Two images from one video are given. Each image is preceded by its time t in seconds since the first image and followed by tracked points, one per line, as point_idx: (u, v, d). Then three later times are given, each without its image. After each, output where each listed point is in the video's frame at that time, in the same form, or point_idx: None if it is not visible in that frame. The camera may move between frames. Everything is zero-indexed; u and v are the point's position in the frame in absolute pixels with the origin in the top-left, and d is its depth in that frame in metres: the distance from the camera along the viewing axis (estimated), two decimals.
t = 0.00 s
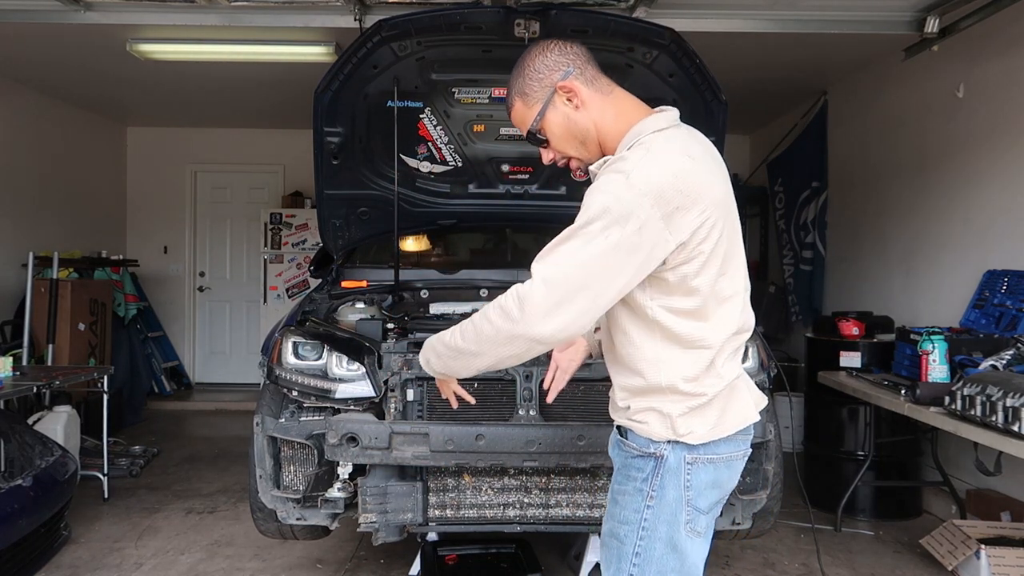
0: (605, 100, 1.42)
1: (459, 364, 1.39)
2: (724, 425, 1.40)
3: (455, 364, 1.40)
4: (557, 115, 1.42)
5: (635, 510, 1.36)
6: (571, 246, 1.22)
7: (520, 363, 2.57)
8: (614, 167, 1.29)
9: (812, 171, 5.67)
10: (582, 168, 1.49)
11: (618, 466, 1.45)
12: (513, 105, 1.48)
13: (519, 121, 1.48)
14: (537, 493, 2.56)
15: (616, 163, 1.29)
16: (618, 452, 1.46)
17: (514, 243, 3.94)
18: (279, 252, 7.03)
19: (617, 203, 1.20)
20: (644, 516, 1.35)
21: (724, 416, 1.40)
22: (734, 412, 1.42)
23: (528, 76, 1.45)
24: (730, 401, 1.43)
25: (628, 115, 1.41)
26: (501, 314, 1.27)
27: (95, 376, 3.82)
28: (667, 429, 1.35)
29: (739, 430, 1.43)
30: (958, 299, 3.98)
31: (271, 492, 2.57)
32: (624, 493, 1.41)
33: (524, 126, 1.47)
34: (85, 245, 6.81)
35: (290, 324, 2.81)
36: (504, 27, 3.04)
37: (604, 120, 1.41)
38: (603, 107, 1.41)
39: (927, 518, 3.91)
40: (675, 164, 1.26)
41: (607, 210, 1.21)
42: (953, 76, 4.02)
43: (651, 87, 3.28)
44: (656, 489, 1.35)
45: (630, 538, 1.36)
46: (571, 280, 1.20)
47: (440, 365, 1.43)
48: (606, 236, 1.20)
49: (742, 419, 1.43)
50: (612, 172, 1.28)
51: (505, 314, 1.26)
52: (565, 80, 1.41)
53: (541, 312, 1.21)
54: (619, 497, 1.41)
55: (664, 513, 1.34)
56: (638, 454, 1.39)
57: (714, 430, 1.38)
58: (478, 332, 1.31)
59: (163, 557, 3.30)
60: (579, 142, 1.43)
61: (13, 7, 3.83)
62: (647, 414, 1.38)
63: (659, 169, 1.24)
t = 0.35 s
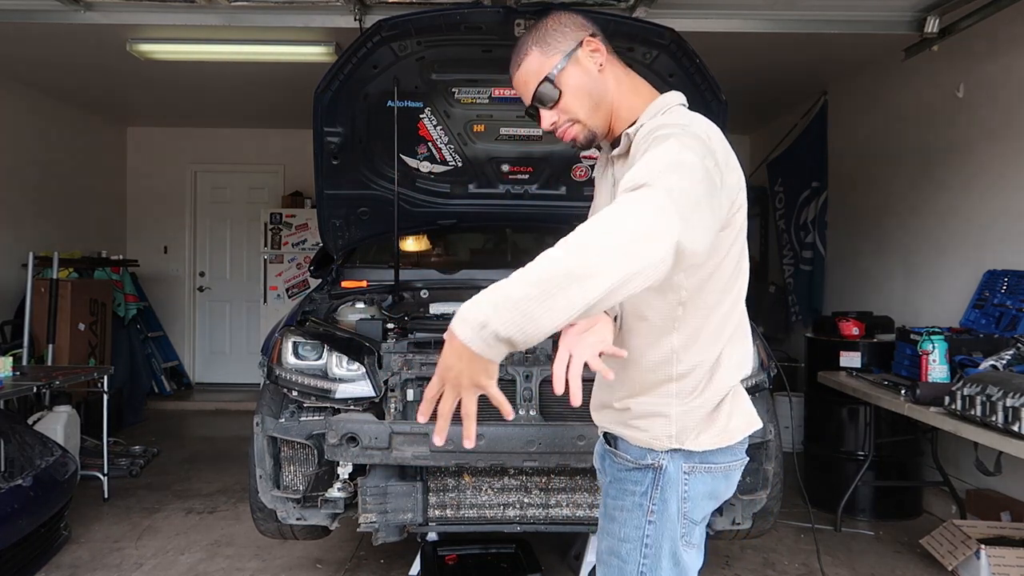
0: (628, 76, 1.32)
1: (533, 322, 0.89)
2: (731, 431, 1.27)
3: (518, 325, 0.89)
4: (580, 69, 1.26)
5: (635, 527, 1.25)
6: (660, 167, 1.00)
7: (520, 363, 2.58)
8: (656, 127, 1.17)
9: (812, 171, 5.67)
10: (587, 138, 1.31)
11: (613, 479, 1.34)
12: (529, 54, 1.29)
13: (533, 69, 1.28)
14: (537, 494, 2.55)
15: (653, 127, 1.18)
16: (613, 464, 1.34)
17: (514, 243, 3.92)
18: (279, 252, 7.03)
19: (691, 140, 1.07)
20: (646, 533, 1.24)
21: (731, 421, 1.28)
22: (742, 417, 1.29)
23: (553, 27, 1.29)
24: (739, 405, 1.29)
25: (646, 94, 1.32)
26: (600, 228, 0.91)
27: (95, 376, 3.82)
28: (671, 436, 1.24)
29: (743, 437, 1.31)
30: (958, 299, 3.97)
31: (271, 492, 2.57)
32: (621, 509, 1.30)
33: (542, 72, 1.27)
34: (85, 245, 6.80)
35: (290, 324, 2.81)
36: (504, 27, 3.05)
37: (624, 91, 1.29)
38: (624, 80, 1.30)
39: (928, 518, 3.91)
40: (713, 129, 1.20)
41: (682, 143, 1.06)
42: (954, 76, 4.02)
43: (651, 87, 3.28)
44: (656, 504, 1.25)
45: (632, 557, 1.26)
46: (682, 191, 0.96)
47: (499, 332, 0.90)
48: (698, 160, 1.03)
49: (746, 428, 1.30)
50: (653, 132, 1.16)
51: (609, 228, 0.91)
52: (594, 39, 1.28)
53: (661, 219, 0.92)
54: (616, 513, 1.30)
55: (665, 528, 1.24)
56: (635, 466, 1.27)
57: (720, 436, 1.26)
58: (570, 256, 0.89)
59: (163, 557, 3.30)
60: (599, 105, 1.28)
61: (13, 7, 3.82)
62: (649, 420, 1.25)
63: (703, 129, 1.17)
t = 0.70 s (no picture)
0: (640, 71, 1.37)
1: (650, 242, 0.83)
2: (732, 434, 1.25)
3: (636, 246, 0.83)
4: (620, 44, 1.27)
5: (644, 538, 1.20)
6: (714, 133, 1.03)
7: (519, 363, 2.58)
8: (674, 113, 1.19)
9: (812, 171, 5.67)
10: (606, 108, 1.29)
11: (612, 489, 1.26)
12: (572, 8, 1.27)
13: (580, 20, 1.25)
14: (537, 493, 2.56)
15: (670, 115, 1.20)
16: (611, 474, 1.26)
17: (513, 243, 3.92)
18: (279, 252, 7.03)
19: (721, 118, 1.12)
20: (654, 543, 1.20)
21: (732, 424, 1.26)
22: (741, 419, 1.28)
23: None
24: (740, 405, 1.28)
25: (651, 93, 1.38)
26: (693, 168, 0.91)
27: (95, 376, 3.82)
28: (683, 439, 1.19)
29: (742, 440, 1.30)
30: (959, 299, 3.97)
31: (271, 492, 2.57)
32: (625, 520, 1.23)
33: (590, 26, 1.25)
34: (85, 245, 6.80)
35: (290, 324, 2.81)
36: (504, 27, 3.05)
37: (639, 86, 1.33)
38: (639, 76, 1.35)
39: (928, 518, 3.91)
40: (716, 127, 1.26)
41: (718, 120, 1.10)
42: (953, 76, 4.02)
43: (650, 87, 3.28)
44: (665, 513, 1.20)
45: (641, 568, 1.20)
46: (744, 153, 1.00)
47: (617, 249, 0.81)
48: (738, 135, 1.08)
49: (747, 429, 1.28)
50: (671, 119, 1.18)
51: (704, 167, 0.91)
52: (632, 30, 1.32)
53: (742, 166, 0.94)
54: (618, 524, 1.23)
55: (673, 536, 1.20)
56: (641, 475, 1.20)
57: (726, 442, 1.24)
58: (676, 186, 0.87)
59: (162, 557, 3.30)
60: (625, 82, 1.29)
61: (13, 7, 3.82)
62: (660, 421, 1.19)
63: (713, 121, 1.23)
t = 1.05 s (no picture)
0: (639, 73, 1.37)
1: (634, 252, 0.83)
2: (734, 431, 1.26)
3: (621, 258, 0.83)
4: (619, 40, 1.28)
5: (645, 537, 1.20)
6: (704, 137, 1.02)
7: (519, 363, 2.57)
8: (666, 113, 1.19)
9: (812, 171, 5.67)
10: (600, 103, 1.29)
11: (613, 487, 1.27)
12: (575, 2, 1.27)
13: (581, 14, 1.25)
14: (537, 493, 2.56)
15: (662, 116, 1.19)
16: (613, 472, 1.27)
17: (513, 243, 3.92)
18: (279, 252, 7.03)
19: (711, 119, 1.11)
20: (655, 542, 1.20)
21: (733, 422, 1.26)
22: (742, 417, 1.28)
23: None
24: (740, 402, 1.28)
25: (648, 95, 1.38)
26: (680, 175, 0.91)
27: (95, 376, 3.82)
28: (683, 439, 1.19)
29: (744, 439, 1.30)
30: (959, 299, 3.97)
31: (271, 492, 2.57)
32: (627, 519, 1.23)
33: (590, 21, 1.25)
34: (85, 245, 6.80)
35: (290, 324, 2.81)
36: (504, 27, 3.05)
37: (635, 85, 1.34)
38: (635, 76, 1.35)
39: (927, 518, 3.91)
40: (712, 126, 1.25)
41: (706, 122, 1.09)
42: (953, 76, 4.02)
43: (650, 87, 3.28)
44: (666, 511, 1.20)
45: (642, 566, 1.20)
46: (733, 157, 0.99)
47: (598, 261, 0.81)
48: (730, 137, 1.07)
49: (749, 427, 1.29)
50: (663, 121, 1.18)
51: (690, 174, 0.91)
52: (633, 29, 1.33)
53: (730, 171, 0.93)
54: (620, 523, 1.23)
55: (674, 535, 1.20)
56: (642, 474, 1.21)
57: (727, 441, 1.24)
58: (659, 193, 0.86)
59: (163, 557, 3.30)
60: (622, 80, 1.29)
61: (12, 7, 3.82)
62: (660, 421, 1.20)
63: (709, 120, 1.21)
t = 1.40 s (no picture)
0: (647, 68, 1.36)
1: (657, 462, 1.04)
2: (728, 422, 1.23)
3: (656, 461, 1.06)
4: (624, 31, 1.27)
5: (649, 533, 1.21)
6: (679, 236, 1.05)
7: (520, 363, 2.57)
8: (632, 162, 1.18)
9: (811, 171, 5.67)
10: (599, 94, 1.28)
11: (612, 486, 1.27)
12: None
13: (587, 4, 1.26)
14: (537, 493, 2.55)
15: (647, 130, 1.18)
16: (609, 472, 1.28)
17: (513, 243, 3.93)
18: (279, 252, 7.03)
19: (685, 167, 1.10)
20: (660, 538, 1.21)
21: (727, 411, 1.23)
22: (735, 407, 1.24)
23: None
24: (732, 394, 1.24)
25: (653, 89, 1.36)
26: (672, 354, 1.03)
27: (95, 376, 3.82)
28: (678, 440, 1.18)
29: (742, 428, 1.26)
30: (959, 299, 3.97)
31: (271, 493, 2.57)
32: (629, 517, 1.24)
33: (596, 10, 1.25)
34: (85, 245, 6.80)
35: (290, 324, 2.80)
36: (504, 27, 3.05)
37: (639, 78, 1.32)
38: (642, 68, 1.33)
39: (928, 518, 3.91)
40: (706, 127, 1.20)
41: (678, 181, 1.08)
42: (953, 76, 4.02)
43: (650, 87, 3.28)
44: (667, 507, 1.20)
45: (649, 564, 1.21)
46: (709, 265, 1.05)
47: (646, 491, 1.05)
48: (706, 199, 1.08)
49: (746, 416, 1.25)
50: (643, 141, 1.17)
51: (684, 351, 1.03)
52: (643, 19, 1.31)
53: (709, 325, 1.03)
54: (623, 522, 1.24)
55: (678, 529, 1.21)
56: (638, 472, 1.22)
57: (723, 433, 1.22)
58: (663, 403, 1.02)
59: (162, 557, 3.30)
60: (624, 71, 1.28)
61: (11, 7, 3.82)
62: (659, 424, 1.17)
63: (699, 130, 1.18)
